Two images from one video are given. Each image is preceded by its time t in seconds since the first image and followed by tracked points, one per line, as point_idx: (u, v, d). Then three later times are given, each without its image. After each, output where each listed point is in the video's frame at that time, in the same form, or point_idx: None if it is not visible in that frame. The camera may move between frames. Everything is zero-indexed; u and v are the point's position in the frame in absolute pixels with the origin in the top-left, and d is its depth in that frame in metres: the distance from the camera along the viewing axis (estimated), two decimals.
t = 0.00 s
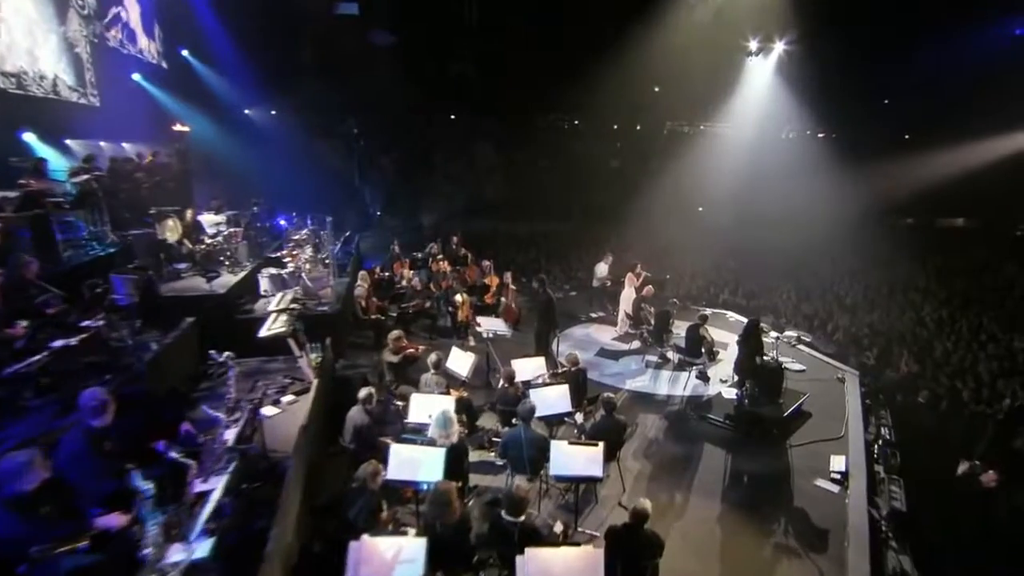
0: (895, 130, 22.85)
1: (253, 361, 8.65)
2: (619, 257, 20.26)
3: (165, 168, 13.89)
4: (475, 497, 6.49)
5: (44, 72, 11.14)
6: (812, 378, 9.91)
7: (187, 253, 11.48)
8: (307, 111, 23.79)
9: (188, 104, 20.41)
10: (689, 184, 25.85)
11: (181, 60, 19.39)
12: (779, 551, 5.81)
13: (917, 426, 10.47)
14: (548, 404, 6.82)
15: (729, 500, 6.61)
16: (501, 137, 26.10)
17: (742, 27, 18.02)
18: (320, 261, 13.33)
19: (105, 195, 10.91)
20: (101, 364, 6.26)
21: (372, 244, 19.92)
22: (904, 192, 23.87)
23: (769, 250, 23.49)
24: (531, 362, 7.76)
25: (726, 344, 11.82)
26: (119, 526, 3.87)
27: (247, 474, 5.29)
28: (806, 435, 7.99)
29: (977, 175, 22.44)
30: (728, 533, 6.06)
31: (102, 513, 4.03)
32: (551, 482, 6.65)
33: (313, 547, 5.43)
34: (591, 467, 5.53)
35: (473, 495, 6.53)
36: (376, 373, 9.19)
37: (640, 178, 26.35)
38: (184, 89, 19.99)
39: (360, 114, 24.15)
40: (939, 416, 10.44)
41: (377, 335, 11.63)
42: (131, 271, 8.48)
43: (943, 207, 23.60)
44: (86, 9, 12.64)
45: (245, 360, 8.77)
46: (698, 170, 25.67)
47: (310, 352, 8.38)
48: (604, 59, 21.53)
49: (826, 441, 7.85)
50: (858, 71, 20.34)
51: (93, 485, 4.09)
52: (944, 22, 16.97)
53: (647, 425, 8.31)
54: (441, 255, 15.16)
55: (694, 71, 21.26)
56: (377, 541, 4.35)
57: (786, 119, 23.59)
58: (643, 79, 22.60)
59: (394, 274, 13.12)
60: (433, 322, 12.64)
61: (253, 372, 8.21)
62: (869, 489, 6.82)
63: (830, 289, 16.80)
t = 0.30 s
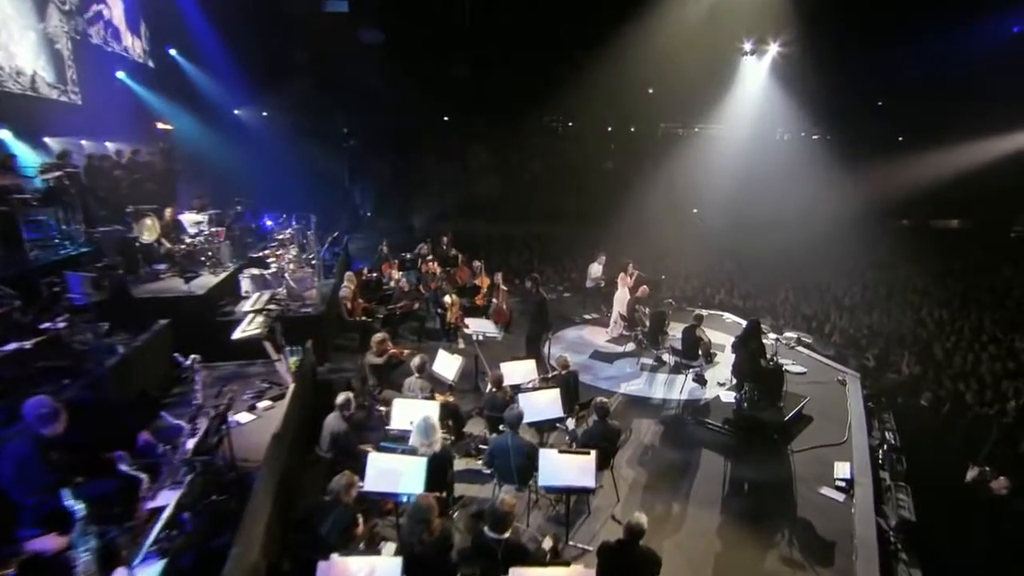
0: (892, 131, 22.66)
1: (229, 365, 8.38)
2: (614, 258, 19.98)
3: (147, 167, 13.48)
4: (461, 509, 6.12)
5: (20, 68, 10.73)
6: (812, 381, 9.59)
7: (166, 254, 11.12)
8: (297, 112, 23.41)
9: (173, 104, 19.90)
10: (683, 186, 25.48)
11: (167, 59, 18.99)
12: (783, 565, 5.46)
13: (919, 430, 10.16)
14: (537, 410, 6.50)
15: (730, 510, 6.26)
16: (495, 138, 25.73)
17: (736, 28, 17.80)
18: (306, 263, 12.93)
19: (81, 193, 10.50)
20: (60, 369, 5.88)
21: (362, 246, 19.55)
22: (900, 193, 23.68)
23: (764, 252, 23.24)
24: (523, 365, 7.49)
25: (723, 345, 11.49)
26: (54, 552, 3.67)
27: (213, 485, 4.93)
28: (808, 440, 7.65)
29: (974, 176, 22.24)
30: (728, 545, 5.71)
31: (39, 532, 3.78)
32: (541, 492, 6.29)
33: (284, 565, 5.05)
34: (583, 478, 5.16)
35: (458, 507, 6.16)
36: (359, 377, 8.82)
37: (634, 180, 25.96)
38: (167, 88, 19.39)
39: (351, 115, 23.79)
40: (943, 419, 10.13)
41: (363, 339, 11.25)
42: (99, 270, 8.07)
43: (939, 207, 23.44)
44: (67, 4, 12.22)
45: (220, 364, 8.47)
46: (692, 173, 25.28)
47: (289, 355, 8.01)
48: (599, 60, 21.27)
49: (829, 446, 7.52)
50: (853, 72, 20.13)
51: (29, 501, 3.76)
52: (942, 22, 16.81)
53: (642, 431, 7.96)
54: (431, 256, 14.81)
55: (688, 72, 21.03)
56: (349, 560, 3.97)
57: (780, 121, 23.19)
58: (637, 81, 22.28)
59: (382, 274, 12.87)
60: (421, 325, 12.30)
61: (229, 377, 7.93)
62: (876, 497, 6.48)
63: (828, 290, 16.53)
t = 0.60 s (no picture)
0: (888, 131, 22.50)
1: (207, 368, 8.02)
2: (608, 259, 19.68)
3: (128, 164, 13.07)
4: (443, 521, 5.76)
5: None
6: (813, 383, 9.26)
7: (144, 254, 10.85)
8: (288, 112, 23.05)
9: (161, 102, 19.49)
10: (679, 187, 25.18)
11: (155, 57, 18.62)
12: None
13: (922, 433, 9.86)
14: (526, 415, 6.20)
15: (729, 520, 5.92)
16: (488, 138, 25.34)
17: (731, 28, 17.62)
18: (291, 263, 12.54)
19: (55, 191, 10.11)
20: (14, 372, 5.49)
21: (352, 246, 19.17)
22: (897, 193, 23.50)
23: (760, 252, 23.00)
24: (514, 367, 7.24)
25: (721, 347, 11.17)
26: None
27: (175, 494, 4.57)
28: (811, 446, 7.33)
29: (970, 175, 22.07)
30: (728, 559, 5.37)
31: None
32: (530, 502, 5.94)
33: None
34: (573, 488, 4.82)
35: (441, 519, 5.81)
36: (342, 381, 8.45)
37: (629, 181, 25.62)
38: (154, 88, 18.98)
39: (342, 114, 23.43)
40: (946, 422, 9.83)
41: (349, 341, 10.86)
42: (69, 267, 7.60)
43: (935, 208, 23.30)
44: None
45: (198, 367, 8.13)
46: (687, 174, 24.97)
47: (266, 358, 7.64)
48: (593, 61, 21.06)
49: (831, 452, 7.20)
50: (849, 72, 19.95)
51: None
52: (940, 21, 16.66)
53: (637, 436, 7.63)
54: (421, 256, 14.45)
55: (683, 72, 20.78)
56: None
57: (776, 121, 22.94)
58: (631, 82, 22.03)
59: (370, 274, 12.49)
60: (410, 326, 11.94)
61: (206, 381, 7.58)
62: (882, 505, 6.16)
63: (826, 291, 16.25)
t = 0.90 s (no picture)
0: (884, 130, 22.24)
1: (178, 371, 7.59)
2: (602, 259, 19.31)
3: (105, 160, 12.61)
4: (422, 535, 5.36)
5: None
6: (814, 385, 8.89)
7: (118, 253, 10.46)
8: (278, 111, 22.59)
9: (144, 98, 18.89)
10: (672, 187, 24.78)
11: (142, 54, 17.97)
12: None
13: (924, 436, 9.52)
14: (510, 419, 5.87)
15: (727, 532, 5.55)
16: (480, 136, 24.92)
17: (723, 23, 17.38)
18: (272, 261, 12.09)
19: (22, 187, 9.68)
20: None
21: (339, 246, 18.76)
22: (893, 192, 23.27)
23: (756, 252, 22.68)
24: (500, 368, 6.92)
25: (717, 348, 10.80)
26: None
27: (123, 509, 4.16)
28: (812, 451, 6.99)
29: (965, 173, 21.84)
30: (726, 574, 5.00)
31: None
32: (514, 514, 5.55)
33: None
34: (559, 501, 4.43)
35: (419, 533, 5.42)
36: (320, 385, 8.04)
37: (622, 181, 25.23)
38: (145, 82, 18.50)
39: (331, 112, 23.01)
40: (949, 425, 9.50)
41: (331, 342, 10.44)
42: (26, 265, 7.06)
43: (930, 207, 23.07)
44: None
45: (170, 370, 7.70)
46: (682, 173, 24.56)
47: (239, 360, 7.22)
48: (587, 59, 20.81)
49: (834, 457, 6.86)
50: (845, 72, 19.67)
51: None
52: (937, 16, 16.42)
53: (630, 441, 7.25)
54: (409, 255, 14.06)
55: (678, 71, 20.43)
56: None
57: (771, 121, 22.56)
58: (624, 83, 21.69)
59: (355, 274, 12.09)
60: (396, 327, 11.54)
61: (176, 385, 7.16)
62: (889, 515, 5.82)
63: (823, 290, 15.93)
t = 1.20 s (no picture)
0: (882, 130, 21.93)
1: (150, 374, 7.22)
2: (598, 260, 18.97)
3: (84, 156, 12.24)
4: (401, 550, 4.99)
5: None
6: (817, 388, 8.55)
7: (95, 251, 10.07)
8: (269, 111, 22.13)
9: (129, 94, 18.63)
10: (669, 187, 24.42)
11: (131, 52, 17.76)
12: None
13: (930, 441, 9.18)
14: (496, 425, 5.58)
15: (726, 547, 5.19)
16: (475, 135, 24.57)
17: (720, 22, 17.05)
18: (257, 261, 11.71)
19: None
20: None
21: (330, 246, 18.37)
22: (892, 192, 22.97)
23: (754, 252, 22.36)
24: (488, 370, 6.60)
25: (715, 350, 10.45)
26: None
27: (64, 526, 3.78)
28: (816, 458, 6.63)
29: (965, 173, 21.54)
30: None
31: None
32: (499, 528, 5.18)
33: None
34: (546, 516, 4.08)
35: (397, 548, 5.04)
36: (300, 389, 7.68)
37: (619, 180, 24.93)
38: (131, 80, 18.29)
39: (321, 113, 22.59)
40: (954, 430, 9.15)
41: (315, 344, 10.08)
42: None
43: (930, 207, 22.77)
44: None
45: (141, 373, 7.32)
46: (679, 173, 24.21)
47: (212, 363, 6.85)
48: (582, 57, 20.32)
49: (839, 463, 6.51)
50: (845, 71, 19.37)
51: None
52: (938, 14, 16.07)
53: (625, 448, 6.89)
54: (399, 254, 13.69)
55: (675, 72, 20.05)
56: None
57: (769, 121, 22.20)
58: (620, 84, 21.21)
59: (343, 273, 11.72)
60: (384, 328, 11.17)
61: (146, 389, 6.78)
62: (900, 528, 5.45)
63: (823, 290, 15.60)
